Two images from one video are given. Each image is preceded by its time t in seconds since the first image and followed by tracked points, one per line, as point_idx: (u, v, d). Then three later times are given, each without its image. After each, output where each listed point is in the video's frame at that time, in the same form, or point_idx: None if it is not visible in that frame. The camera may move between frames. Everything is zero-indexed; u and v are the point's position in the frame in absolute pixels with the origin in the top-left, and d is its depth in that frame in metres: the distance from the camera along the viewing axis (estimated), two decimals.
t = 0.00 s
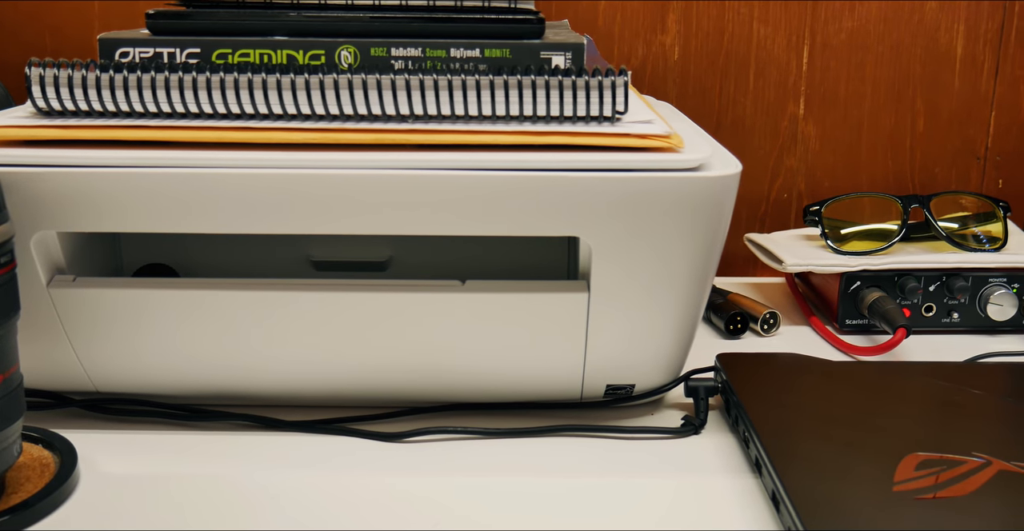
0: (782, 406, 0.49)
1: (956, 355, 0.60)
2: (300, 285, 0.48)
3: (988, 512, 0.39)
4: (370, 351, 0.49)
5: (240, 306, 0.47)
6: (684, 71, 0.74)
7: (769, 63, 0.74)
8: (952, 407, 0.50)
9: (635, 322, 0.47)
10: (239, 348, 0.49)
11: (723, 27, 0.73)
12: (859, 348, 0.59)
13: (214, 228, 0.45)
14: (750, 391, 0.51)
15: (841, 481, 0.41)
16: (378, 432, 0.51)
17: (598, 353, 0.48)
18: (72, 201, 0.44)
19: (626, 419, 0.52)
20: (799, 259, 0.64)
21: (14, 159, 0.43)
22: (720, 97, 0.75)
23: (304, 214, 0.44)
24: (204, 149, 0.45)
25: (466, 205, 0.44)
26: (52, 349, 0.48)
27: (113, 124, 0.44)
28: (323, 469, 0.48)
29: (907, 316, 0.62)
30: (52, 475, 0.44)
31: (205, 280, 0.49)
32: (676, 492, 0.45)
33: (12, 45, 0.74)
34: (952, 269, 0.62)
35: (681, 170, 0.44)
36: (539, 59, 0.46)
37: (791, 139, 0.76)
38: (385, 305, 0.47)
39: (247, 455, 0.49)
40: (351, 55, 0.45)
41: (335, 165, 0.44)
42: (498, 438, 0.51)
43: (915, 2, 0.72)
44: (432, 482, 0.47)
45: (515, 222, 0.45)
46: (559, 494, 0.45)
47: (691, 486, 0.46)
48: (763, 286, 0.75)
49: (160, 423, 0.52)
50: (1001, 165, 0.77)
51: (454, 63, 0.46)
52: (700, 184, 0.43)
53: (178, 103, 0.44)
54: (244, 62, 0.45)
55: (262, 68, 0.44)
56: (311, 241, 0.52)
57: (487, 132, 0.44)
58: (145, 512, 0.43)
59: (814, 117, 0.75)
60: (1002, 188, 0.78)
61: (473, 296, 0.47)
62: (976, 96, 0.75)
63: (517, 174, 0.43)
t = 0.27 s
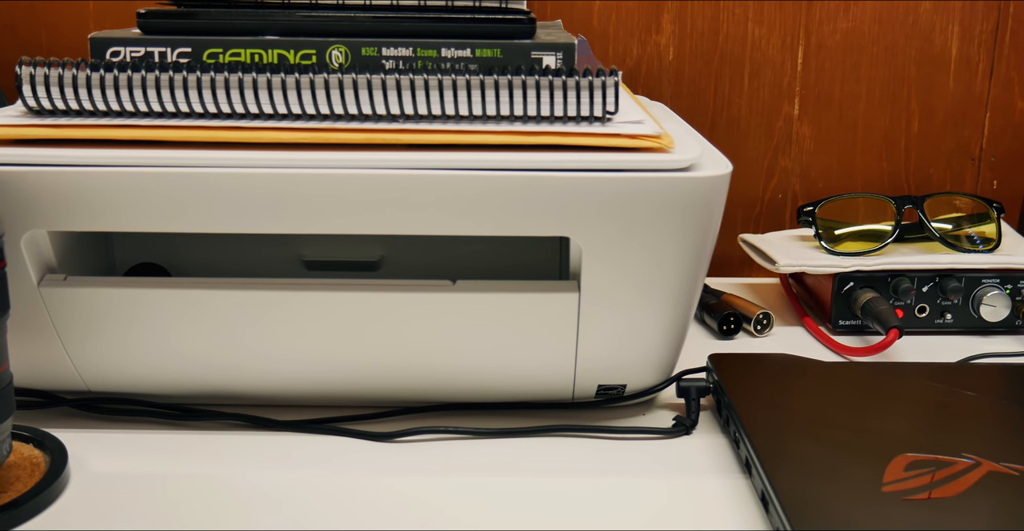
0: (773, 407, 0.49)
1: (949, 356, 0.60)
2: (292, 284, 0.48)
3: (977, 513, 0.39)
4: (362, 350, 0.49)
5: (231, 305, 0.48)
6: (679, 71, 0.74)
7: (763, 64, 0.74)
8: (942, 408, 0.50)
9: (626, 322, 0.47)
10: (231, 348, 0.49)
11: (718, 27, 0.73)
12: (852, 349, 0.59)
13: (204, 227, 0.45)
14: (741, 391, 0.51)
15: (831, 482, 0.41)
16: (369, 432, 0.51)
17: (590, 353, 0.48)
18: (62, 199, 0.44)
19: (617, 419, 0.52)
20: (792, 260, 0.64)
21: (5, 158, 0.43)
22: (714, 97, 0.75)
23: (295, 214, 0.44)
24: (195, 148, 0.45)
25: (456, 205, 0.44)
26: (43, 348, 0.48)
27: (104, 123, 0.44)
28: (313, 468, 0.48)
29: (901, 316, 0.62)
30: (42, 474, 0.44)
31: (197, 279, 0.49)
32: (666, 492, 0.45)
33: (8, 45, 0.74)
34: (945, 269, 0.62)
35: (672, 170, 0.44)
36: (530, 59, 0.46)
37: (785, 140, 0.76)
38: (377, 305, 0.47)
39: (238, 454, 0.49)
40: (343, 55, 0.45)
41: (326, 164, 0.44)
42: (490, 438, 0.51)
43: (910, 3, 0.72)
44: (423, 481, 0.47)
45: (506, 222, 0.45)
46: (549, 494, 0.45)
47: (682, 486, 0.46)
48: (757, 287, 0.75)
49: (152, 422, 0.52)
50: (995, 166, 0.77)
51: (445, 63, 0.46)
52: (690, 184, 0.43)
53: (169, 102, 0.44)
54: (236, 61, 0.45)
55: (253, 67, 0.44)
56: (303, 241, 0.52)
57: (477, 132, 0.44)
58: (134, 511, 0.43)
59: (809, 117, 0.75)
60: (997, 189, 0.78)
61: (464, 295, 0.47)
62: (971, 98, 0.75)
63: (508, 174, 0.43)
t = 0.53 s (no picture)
0: (764, 407, 0.49)
1: (942, 356, 0.60)
2: (282, 283, 0.48)
3: (963, 512, 0.40)
4: (353, 350, 0.49)
5: (222, 304, 0.48)
6: (674, 71, 0.74)
7: (758, 64, 0.74)
8: (933, 408, 0.50)
9: (617, 321, 0.47)
10: (222, 347, 0.49)
11: (712, 28, 0.73)
12: (845, 349, 0.59)
13: (194, 226, 0.45)
14: (733, 391, 0.51)
15: (820, 482, 0.41)
16: (361, 432, 0.51)
17: (580, 352, 0.48)
18: (53, 198, 0.44)
19: (608, 419, 0.52)
20: (785, 260, 0.64)
21: None
22: (709, 97, 0.75)
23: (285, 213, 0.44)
24: (185, 147, 0.45)
25: (446, 204, 0.44)
26: (34, 347, 0.49)
27: (95, 122, 0.44)
28: (303, 468, 0.48)
29: (894, 317, 0.62)
30: (32, 472, 0.44)
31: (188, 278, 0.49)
32: (656, 492, 0.45)
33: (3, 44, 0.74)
34: (938, 270, 0.62)
35: (662, 169, 0.44)
36: (520, 59, 0.46)
37: (780, 140, 0.76)
38: (367, 304, 0.47)
39: (228, 453, 0.49)
40: (333, 54, 0.45)
41: (315, 164, 0.44)
42: (481, 438, 0.51)
43: (905, 4, 0.72)
44: (412, 480, 0.47)
45: (495, 222, 0.45)
46: (539, 493, 0.45)
47: (672, 485, 0.46)
48: (751, 287, 0.75)
49: (143, 421, 0.52)
50: (990, 167, 0.77)
51: (436, 63, 0.46)
52: (681, 183, 0.43)
53: (159, 101, 0.44)
54: (226, 61, 0.45)
55: (243, 66, 0.44)
56: (294, 240, 0.52)
57: (468, 132, 0.44)
58: (123, 510, 0.43)
59: (803, 118, 0.75)
60: (992, 190, 0.78)
61: (454, 295, 0.47)
62: (965, 99, 0.75)
63: (498, 174, 0.43)
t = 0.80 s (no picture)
0: (754, 407, 0.49)
1: (934, 357, 0.60)
2: (273, 283, 0.48)
3: (952, 513, 0.40)
4: (344, 349, 0.49)
5: (212, 303, 0.48)
6: (668, 72, 0.74)
7: (752, 65, 0.74)
8: (924, 409, 0.50)
9: (607, 321, 0.47)
10: (213, 346, 0.49)
11: (706, 28, 0.73)
12: (837, 350, 0.59)
13: (184, 225, 0.45)
14: (724, 392, 0.51)
15: (809, 482, 0.41)
16: (351, 431, 0.51)
17: (571, 352, 0.48)
18: (43, 197, 0.44)
19: (600, 419, 0.52)
20: (778, 261, 0.64)
21: None
22: (703, 98, 0.75)
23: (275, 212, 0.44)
24: (175, 146, 0.45)
25: (436, 204, 0.44)
26: (25, 345, 0.49)
27: (85, 121, 0.44)
28: (294, 467, 0.48)
29: (886, 317, 0.62)
30: (22, 471, 0.44)
31: (178, 277, 0.49)
32: (646, 492, 0.45)
33: None
34: (931, 271, 0.62)
35: (653, 169, 0.44)
36: (511, 59, 0.46)
37: (774, 140, 0.76)
38: (358, 303, 0.47)
39: (218, 453, 0.49)
40: (324, 53, 0.45)
41: (305, 163, 0.44)
42: (472, 437, 0.51)
43: (898, 4, 0.72)
44: (403, 480, 0.47)
45: (485, 221, 0.45)
46: (529, 493, 0.45)
47: (662, 485, 0.46)
48: (744, 287, 0.75)
49: (133, 420, 0.52)
50: (984, 168, 0.77)
51: (427, 62, 0.46)
52: (671, 184, 0.43)
53: (149, 100, 0.44)
54: (217, 60, 0.45)
55: (234, 65, 0.44)
56: (285, 239, 0.52)
57: (457, 131, 0.44)
58: (112, 509, 0.43)
59: (797, 119, 0.75)
60: (986, 190, 0.78)
61: (445, 295, 0.47)
62: (959, 100, 0.75)
63: (488, 173, 0.43)
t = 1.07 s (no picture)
0: (744, 408, 0.49)
1: (926, 357, 0.60)
2: (262, 282, 0.48)
3: (938, 513, 0.40)
4: (334, 348, 0.49)
5: (201, 302, 0.48)
6: (662, 72, 0.74)
7: (746, 65, 0.74)
8: (914, 409, 0.50)
9: (597, 321, 0.47)
10: (203, 345, 0.49)
11: (700, 29, 0.73)
12: (829, 350, 0.59)
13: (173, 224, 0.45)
14: (714, 392, 0.51)
15: (796, 482, 0.41)
16: (341, 431, 0.51)
17: (560, 352, 0.48)
18: (32, 196, 0.44)
19: (590, 419, 0.52)
20: (770, 261, 0.64)
21: None
22: (697, 98, 0.75)
23: (264, 211, 0.44)
24: (164, 145, 0.45)
25: (425, 203, 0.44)
26: (15, 344, 0.49)
27: (74, 120, 0.44)
28: (283, 466, 0.48)
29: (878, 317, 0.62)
30: (10, 470, 0.44)
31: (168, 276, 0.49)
32: (634, 491, 0.45)
33: None
34: (923, 271, 0.62)
35: (642, 169, 0.44)
36: (500, 58, 0.46)
37: (768, 141, 0.76)
38: (347, 303, 0.47)
39: (208, 452, 0.49)
40: (313, 53, 0.45)
41: (294, 162, 0.44)
42: (461, 437, 0.51)
43: (892, 5, 0.72)
44: (391, 479, 0.47)
45: (474, 221, 0.45)
46: (517, 492, 0.45)
47: (651, 485, 0.46)
48: (737, 288, 0.75)
49: (124, 420, 0.52)
50: (977, 168, 0.77)
51: (416, 62, 0.46)
52: (659, 184, 0.43)
53: (138, 99, 0.44)
54: (206, 59, 0.45)
55: (223, 65, 0.45)
56: (276, 239, 0.52)
57: (446, 131, 0.44)
58: (100, 507, 0.43)
59: (791, 119, 0.75)
60: (980, 191, 0.78)
61: (434, 294, 0.47)
62: (953, 100, 0.75)
63: (477, 173, 0.43)
